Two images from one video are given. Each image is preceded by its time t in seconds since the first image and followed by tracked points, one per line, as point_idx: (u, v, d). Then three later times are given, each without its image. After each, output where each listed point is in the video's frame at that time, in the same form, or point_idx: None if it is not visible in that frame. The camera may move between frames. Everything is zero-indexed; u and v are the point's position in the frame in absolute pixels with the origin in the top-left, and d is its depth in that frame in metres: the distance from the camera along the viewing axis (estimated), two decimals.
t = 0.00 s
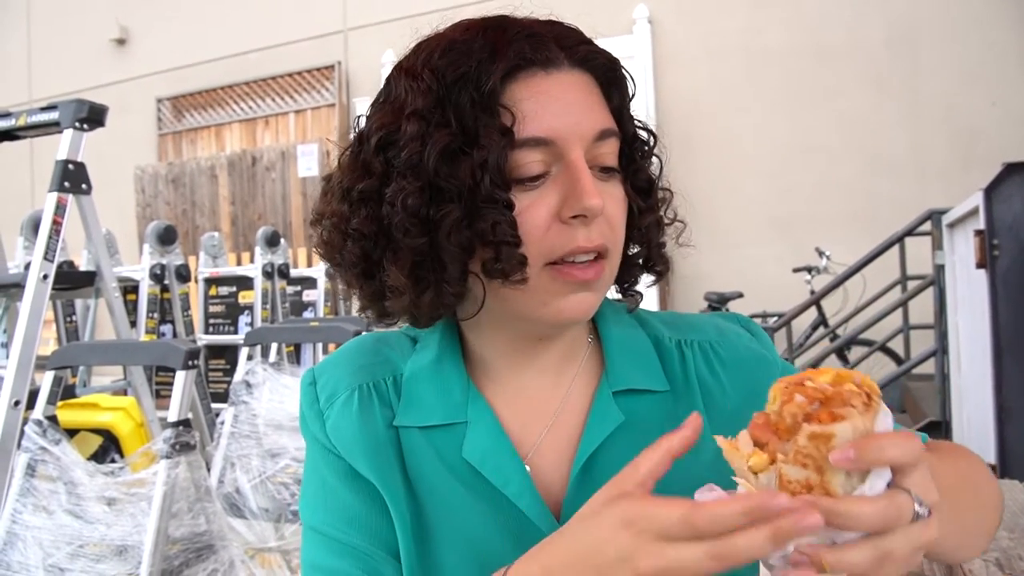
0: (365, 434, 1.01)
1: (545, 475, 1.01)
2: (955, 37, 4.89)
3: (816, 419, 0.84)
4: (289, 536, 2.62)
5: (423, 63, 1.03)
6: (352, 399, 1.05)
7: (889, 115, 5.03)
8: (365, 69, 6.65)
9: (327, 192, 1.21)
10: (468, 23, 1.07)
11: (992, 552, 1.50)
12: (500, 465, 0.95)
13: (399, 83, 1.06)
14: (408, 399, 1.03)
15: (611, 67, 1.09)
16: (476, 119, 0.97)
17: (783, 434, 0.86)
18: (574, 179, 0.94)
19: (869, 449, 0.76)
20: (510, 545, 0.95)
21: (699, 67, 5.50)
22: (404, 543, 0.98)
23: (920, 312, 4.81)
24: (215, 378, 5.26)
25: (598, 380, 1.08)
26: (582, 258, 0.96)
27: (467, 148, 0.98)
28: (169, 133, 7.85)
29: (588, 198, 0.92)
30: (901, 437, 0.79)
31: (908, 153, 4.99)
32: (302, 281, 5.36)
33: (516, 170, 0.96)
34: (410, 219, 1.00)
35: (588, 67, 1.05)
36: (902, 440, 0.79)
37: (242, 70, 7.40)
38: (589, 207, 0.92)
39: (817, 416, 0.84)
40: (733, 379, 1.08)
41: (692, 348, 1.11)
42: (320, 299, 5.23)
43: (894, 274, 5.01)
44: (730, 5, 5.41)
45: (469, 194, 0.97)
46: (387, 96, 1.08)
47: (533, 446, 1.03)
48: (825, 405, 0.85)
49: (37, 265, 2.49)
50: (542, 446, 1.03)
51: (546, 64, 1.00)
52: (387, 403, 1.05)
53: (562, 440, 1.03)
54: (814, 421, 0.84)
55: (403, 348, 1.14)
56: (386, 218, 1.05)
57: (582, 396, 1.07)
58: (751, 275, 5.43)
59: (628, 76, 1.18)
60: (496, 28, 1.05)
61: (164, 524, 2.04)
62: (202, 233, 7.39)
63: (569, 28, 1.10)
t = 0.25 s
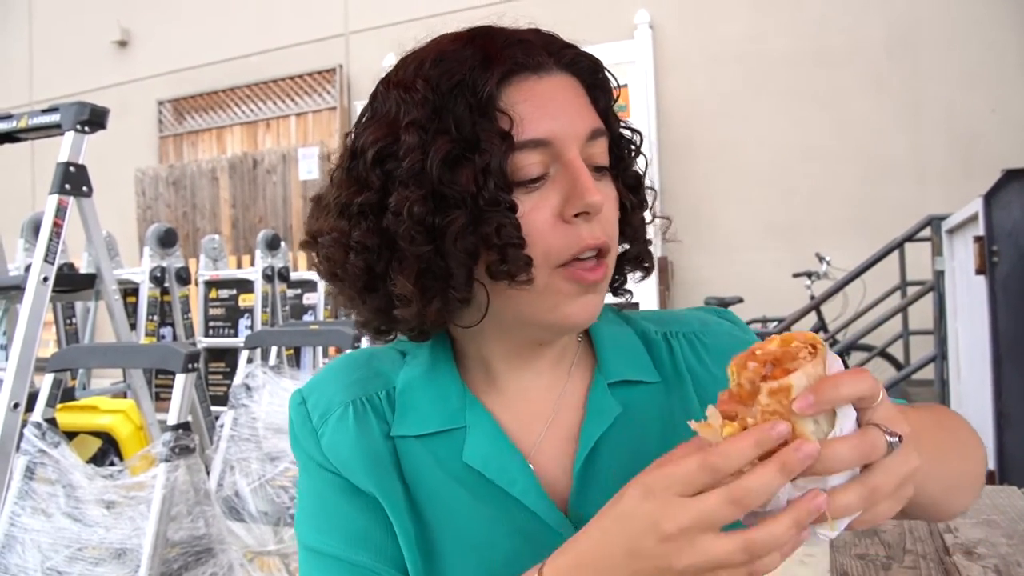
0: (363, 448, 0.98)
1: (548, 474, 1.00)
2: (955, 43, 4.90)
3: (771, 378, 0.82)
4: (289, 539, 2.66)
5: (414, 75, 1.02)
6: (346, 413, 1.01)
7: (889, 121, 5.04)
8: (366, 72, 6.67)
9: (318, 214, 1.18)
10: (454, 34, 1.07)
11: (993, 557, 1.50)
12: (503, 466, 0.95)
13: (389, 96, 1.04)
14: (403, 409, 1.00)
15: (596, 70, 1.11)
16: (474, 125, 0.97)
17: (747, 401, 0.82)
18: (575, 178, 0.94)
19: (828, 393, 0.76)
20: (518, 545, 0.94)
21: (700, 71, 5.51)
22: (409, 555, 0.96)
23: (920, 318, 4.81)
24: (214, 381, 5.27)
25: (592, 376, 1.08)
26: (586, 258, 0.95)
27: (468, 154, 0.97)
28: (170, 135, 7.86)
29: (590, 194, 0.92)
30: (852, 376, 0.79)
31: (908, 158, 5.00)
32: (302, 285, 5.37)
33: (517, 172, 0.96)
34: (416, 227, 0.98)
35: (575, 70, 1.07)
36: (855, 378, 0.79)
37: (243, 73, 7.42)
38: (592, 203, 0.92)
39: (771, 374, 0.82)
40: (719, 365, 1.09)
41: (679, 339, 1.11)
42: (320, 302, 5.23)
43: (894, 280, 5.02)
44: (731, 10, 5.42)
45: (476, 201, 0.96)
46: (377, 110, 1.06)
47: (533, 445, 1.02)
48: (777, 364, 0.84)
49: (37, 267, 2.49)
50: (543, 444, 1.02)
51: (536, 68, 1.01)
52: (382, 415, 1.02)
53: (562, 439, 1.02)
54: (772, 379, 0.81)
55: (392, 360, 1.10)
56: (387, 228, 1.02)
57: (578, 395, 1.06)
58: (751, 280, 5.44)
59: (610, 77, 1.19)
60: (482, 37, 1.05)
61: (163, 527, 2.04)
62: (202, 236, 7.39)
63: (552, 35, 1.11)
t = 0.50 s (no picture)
0: (358, 449, 0.97)
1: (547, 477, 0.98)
2: (954, 42, 4.90)
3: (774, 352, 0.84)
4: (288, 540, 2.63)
5: (401, 72, 1.02)
6: (338, 414, 1.00)
7: (888, 120, 5.04)
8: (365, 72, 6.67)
9: (303, 217, 1.16)
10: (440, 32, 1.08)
11: (992, 556, 1.51)
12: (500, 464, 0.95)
13: (375, 94, 1.04)
14: (397, 410, 1.00)
15: (581, 66, 1.12)
16: (463, 118, 0.96)
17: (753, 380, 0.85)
18: (566, 168, 0.93)
19: (829, 357, 0.77)
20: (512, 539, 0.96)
21: (699, 71, 5.51)
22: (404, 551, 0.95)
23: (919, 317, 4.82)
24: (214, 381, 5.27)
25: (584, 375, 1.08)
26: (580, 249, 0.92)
27: (457, 146, 0.96)
28: (168, 135, 7.86)
29: (583, 185, 0.91)
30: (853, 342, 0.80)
31: (907, 157, 5.00)
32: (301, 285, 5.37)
33: (508, 163, 0.94)
34: (405, 220, 0.96)
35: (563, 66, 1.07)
36: (856, 344, 0.80)
37: (242, 73, 7.41)
38: (585, 193, 0.91)
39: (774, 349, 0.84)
40: (710, 361, 1.11)
41: (670, 337, 1.12)
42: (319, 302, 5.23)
43: (893, 279, 5.02)
44: (730, 9, 5.42)
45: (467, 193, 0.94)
46: (364, 109, 1.05)
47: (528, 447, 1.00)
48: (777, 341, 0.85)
49: (36, 267, 2.49)
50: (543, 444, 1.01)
51: (524, 62, 1.01)
52: (376, 416, 1.01)
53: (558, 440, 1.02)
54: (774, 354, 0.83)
55: (383, 360, 1.10)
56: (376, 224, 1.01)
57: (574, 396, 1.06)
58: (750, 279, 5.44)
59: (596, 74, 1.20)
60: (468, 34, 1.05)
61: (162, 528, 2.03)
62: (201, 236, 7.39)
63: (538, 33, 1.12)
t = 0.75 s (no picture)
0: (344, 463, 0.98)
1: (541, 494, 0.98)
2: (954, 41, 4.90)
3: (806, 426, 0.83)
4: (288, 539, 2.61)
5: (391, 85, 1.01)
6: (327, 427, 1.01)
7: (888, 120, 5.04)
8: (364, 72, 6.67)
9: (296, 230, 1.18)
10: (435, 39, 1.07)
11: (993, 555, 1.52)
12: (485, 485, 0.94)
13: (366, 108, 1.04)
14: (386, 424, 1.00)
15: (584, 71, 1.10)
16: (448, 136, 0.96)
17: (781, 454, 0.85)
18: (563, 188, 0.92)
19: (869, 440, 0.78)
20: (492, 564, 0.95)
21: (698, 70, 5.51)
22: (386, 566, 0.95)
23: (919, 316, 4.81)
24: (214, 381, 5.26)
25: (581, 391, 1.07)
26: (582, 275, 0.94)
27: (438, 168, 0.96)
28: (168, 136, 7.85)
29: (579, 206, 0.91)
30: (891, 424, 0.81)
31: (907, 157, 5.00)
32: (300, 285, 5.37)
33: (498, 184, 0.94)
34: (377, 248, 0.99)
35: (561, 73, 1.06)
36: (894, 426, 0.81)
37: (241, 72, 7.41)
38: (581, 215, 0.91)
39: (806, 423, 0.84)
40: (713, 384, 1.08)
41: (672, 355, 1.10)
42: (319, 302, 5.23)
43: (893, 278, 5.02)
44: (730, 9, 5.42)
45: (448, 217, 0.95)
46: (356, 123, 1.06)
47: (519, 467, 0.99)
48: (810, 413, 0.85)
49: (36, 268, 2.49)
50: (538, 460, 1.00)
51: (518, 72, 1.00)
52: (365, 429, 1.02)
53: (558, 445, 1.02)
54: (808, 428, 0.83)
55: (378, 373, 1.10)
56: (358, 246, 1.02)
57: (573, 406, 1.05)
58: (749, 279, 5.44)
59: (601, 77, 1.19)
60: (463, 42, 1.04)
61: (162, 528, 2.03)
62: (201, 236, 7.38)
63: (541, 36, 1.10)
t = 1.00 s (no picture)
0: (341, 468, 0.98)
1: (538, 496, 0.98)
2: (953, 40, 4.91)
3: (816, 415, 0.83)
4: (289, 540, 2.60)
5: (372, 70, 1.05)
6: (324, 430, 1.01)
7: (887, 119, 5.05)
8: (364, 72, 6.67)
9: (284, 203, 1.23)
10: (416, 28, 1.10)
11: (993, 553, 1.53)
12: (486, 484, 0.93)
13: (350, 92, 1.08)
14: (384, 425, 1.00)
15: (565, 64, 1.11)
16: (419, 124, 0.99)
17: (787, 445, 0.85)
18: (520, 184, 0.95)
19: (881, 430, 0.78)
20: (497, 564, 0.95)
21: (698, 69, 5.51)
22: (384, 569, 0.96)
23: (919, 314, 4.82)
24: (214, 382, 5.26)
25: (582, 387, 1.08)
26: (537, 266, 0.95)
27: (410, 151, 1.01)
28: (168, 136, 7.86)
29: (532, 203, 0.93)
30: (904, 414, 0.81)
31: (906, 155, 5.00)
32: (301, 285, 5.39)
33: (464, 172, 0.97)
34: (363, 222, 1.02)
35: (538, 64, 1.06)
36: (907, 416, 0.81)
37: (241, 73, 7.41)
38: (534, 212, 0.93)
39: (817, 412, 0.83)
40: (718, 381, 1.08)
41: (676, 353, 1.10)
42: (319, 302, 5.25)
43: (893, 277, 5.02)
44: (729, 9, 5.42)
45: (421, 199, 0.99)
46: (341, 105, 1.11)
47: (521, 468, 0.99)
48: (816, 404, 0.84)
49: (37, 268, 2.49)
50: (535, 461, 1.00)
51: (490, 64, 1.02)
52: (363, 431, 1.01)
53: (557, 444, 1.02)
54: (817, 421, 0.83)
55: (376, 369, 1.10)
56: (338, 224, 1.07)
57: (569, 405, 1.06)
58: (749, 277, 5.44)
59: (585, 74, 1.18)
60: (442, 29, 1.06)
61: (163, 528, 2.03)
62: (201, 236, 7.39)
63: (523, 25, 1.11)
